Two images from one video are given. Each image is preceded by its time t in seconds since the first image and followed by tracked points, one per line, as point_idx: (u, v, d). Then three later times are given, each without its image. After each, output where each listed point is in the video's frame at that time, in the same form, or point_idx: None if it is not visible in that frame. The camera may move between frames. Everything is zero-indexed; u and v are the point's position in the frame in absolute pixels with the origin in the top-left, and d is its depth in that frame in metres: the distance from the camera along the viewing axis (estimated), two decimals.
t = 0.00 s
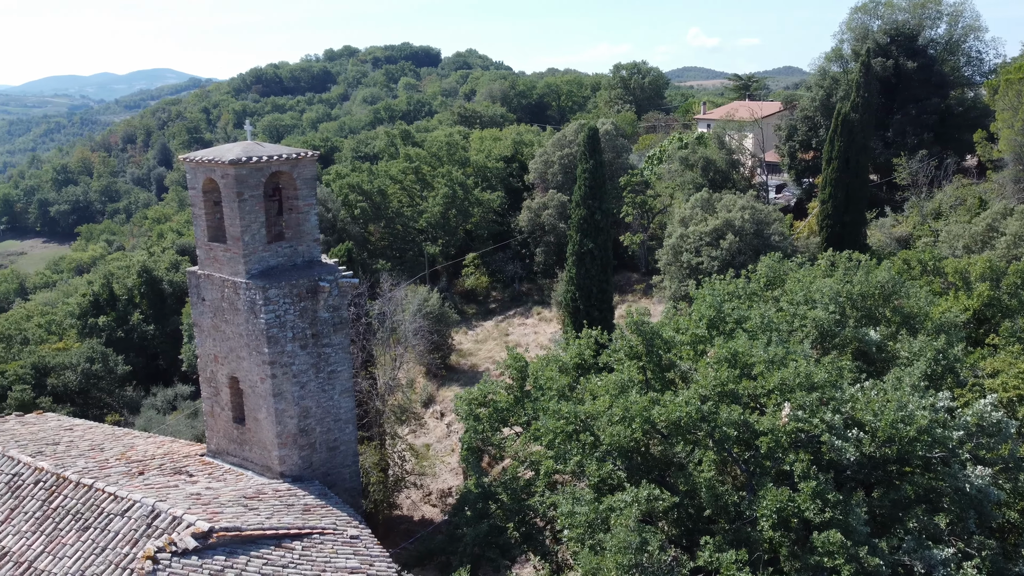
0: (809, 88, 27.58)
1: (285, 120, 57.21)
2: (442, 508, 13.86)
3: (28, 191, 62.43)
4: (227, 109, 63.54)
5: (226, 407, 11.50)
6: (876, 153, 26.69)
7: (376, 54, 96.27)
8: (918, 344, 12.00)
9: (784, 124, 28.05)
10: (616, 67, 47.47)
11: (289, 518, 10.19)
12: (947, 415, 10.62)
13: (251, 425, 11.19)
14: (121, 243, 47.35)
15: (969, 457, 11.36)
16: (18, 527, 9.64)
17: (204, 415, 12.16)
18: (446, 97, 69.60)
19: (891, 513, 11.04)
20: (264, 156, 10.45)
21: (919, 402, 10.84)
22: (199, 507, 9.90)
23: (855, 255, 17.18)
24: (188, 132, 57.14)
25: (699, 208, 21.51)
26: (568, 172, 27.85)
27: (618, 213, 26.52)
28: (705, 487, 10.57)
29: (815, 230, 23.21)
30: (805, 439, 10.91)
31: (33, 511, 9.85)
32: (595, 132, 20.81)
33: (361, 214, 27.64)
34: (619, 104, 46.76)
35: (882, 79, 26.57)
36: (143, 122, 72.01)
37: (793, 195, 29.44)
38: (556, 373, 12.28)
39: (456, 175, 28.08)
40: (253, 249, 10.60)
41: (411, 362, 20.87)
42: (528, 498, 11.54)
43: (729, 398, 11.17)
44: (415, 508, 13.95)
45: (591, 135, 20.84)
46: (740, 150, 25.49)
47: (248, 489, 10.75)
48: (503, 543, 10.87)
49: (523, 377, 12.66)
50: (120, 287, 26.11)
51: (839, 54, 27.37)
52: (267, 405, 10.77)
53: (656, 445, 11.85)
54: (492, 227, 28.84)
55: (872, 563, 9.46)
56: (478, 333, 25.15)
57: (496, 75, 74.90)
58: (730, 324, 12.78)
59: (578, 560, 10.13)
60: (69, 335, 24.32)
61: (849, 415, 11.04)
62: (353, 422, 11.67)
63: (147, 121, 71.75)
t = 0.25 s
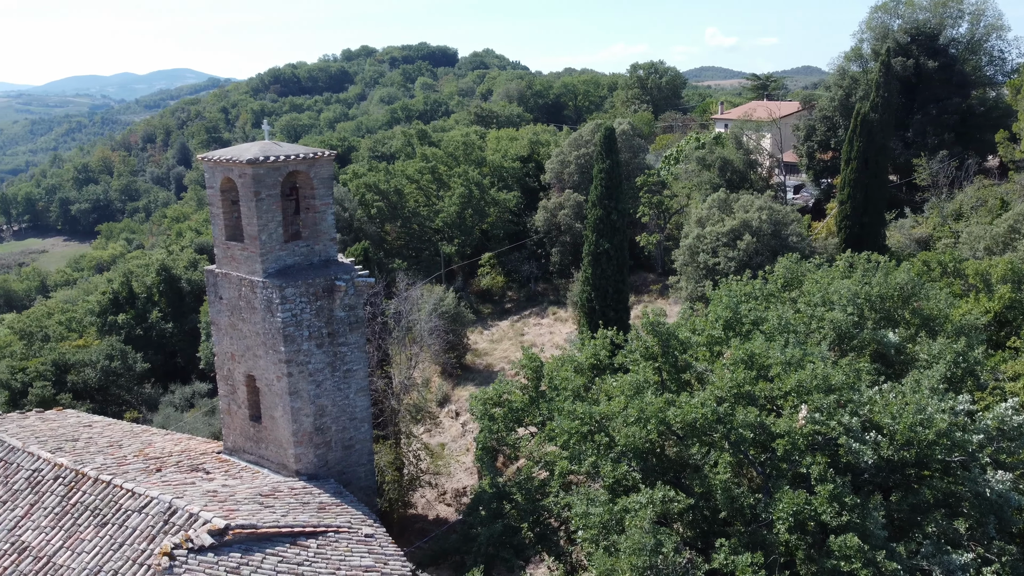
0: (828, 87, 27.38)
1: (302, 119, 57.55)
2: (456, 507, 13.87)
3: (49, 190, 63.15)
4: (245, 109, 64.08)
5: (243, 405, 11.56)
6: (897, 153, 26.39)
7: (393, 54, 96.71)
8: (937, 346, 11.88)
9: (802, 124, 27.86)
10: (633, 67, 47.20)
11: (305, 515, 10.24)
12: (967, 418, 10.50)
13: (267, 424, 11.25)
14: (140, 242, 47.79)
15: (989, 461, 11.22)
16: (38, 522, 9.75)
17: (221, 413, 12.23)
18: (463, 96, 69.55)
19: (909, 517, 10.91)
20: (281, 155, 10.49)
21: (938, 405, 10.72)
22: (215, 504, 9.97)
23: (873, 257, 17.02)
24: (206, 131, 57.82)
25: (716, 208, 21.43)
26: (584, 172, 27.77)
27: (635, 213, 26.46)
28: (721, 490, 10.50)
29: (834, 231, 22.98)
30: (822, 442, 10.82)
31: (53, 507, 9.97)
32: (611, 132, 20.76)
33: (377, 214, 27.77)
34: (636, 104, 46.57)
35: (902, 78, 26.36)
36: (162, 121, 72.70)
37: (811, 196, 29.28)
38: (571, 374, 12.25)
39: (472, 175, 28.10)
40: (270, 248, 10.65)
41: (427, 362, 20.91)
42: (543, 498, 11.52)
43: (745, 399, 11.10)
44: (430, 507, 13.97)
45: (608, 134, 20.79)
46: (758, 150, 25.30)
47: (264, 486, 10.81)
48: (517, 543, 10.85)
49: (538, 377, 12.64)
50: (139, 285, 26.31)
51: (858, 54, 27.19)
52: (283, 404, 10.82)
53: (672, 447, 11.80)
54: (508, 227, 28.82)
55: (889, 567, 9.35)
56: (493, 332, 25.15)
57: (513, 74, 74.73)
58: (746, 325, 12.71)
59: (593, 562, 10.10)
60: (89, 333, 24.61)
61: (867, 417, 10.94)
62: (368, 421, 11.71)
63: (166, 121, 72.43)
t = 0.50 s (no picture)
0: (848, 87, 27.19)
1: (319, 119, 57.84)
2: (471, 507, 13.89)
3: (71, 189, 63.90)
4: (263, 108, 64.57)
5: (259, 403, 11.63)
6: (916, 154, 26.23)
7: (411, 54, 97.06)
8: (957, 348, 11.76)
9: (821, 124, 27.68)
10: (650, 66, 46.94)
11: (320, 513, 10.29)
12: (987, 421, 10.39)
13: (283, 421, 11.31)
14: (159, 240, 48.25)
15: (1010, 465, 11.09)
16: (57, 517, 9.87)
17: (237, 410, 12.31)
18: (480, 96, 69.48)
19: (927, 521, 10.80)
20: (298, 155, 10.52)
21: (957, 408, 10.61)
22: (231, 501, 10.03)
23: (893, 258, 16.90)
24: (227, 130, 59.12)
25: (733, 208, 21.34)
26: (600, 172, 27.68)
27: (651, 213, 26.41)
28: (736, 491, 10.43)
29: (852, 232, 22.89)
30: (839, 444, 10.73)
31: (71, 502, 10.08)
32: (628, 132, 20.70)
33: (393, 213, 27.88)
34: (653, 104, 46.39)
35: (922, 78, 26.17)
36: (182, 121, 73.43)
37: (830, 196, 29.00)
38: (586, 374, 12.22)
39: (488, 174, 28.16)
40: (287, 247, 10.69)
41: (442, 361, 20.95)
42: (557, 498, 11.50)
43: (761, 401, 11.03)
44: (444, 506, 14.00)
45: (624, 134, 20.73)
46: (776, 150, 25.10)
47: (280, 484, 10.87)
48: (532, 543, 10.83)
49: (553, 377, 12.60)
50: (158, 283, 26.48)
51: (878, 53, 27.03)
52: (299, 402, 10.88)
53: (687, 448, 11.74)
54: (524, 227, 28.81)
55: (907, 572, 9.25)
56: (509, 332, 25.15)
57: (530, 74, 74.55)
58: (763, 326, 12.63)
59: (607, 563, 10.08)
60: (108, 330, 24.89)
61: (885, 420, 10.84)
62: (383, 420, 11.74)
63: (185, 121, 73.15)
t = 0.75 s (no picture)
0: (867, 87, 26.97)
1: (336, 118, 58.05)
2: (485, 506, 13.91)
3: (91, 188, 64.55)
4: (281, 108, 64.98)
5: (276, 401, 11.69)
6: (936, 154, 26.02)
7: (428, 54, 97.24)
8: (977, 351, 11.64)
9: (840, 124, 27.50)
10: (668, 66, 46.61)
11: (335, 511, 10.32)
12: (1008, 425, 10.27)
13: (299, 419, 11.37)
14: (177, 239, 48.66)
15: None
16: (76, 513, 9.98)
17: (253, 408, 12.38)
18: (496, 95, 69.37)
19: (946, 525, 10.69)
20: (315, 154, 10.55)
21: (978, 412, 10.49)
22: (248, 498, 10.10)
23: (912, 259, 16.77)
24: (244, 129, 59.19)
25: (750, 208, 21.24)
26: (616, 171, 27.59)
27: (667, 213, 26.36)
28: (752, 493, 10.37)
29: (871, 232, 22.77)
30: (857, 446, 10.64)
31: (90, 498, 10.18)
32: (645, 132, 20.63)
33: (410, 212, 27.96)
34: (670, 104, 46.14)
35: (943, 78, 25.93)
36: (200, 121, 74.12)
37: (849, 196, 28.54)
38: (602, 375, 12.18)
39: (504, 174, 28.24)
40: (303, 246, 10.74)
41: (458, 360, 21.00)
42: (571, 498, 11.49)
43: (778, 403, 10.96)
44: (459, 505, 14.03)
45: (641, 134, 20.67)
46: (794, 150, 24.93)
47: (296, 481, 10.93)
48: (546, 543, 10.82)
49: (568, 377, 12.57)
50: (176, 282, 26.95)
51: (898, 52, 26.73)
52: (315, 400, 10.92)
53: (703, 449, 11.68)
54: (540, 227, 28.81)
55: None
56: (524, 332, 25.13)
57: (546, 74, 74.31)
58: (781, 328, 12.55)
59: (621, 563, 10.05)
60: (127, 328, 25.17)
61: (904, 423, 10.72)
62: (398, 419, 11.78)
63: (204, 121, 73.81)
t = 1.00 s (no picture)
0: (887, 87, 26.75)
1: (353, 118, 58.26)
2: (500, 506, 13.91)
3: (112, 186, 64.95)
4: (298, 108, 65.40)
5: (292, 399, 11.74)
6: (957, 154, 25.77)
7: (444, 54, 97.34)
8: (999, 354, 11.51)
9: (859, 124, 27.30)
10: (685, 65, 46.31)
11: (350, 510, 10.37)
12: None
13: (315, 418, 11.42)
14: (196, 238, 49.02)
15: None
16: (94, 508, 10.08)
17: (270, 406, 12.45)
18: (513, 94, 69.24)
19: (966, 530, 10.56)
20: (332, 154, 10.59)
21: (998, 415, 10.37)
22: (263, 495, 10.15)
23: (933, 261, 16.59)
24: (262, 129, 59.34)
25: (768, 209, 21.12)
26: (633, 171, 27.50)
27: (684, 213, 26.30)
28: (768, 496, 10.29)
29: (890, 233, 22.59)
30: (874, 449, 10.54)
31: (108, 494, 10.28)
32: (661, 132, 20.57)
33: (426, 212, 28.03)
34: (687, 103, 45.87)
35: (965, 77, 25.69)
36: (220, 121, 74.85)
37: (867, 197, 28.39)
38: (617, 375, 12.14)
39: (520, 174, 28.29)
40: (320, 245, 10.78)
41: (473, 360, 21.02)
42: (586, 499, 11.46)
43: (795, 405, 10.88)
44: (474, 505, 14.04)
45: (658, 133, 20.59)
46: (812, 151, 24.73)
47: (311, 479, 10.98)
48: (560, 544, 10.81)
49: (583, 377, 12.53)
50: (195, 280, 27.17)
51: (919, 52, 26.54)
52: (331, 399, 10.97)
53: (719, 451, 11.61)
54: (556, 227, 28.78)
55: None
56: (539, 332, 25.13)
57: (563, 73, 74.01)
58: (798, 329, 12.47)
59: (636, 565, 10.02)
60: (146, 325, 25.41)
61: (922, 426, 10.63)
62: (413, 418, 11.80)
63: (223, 121, 74.44)
